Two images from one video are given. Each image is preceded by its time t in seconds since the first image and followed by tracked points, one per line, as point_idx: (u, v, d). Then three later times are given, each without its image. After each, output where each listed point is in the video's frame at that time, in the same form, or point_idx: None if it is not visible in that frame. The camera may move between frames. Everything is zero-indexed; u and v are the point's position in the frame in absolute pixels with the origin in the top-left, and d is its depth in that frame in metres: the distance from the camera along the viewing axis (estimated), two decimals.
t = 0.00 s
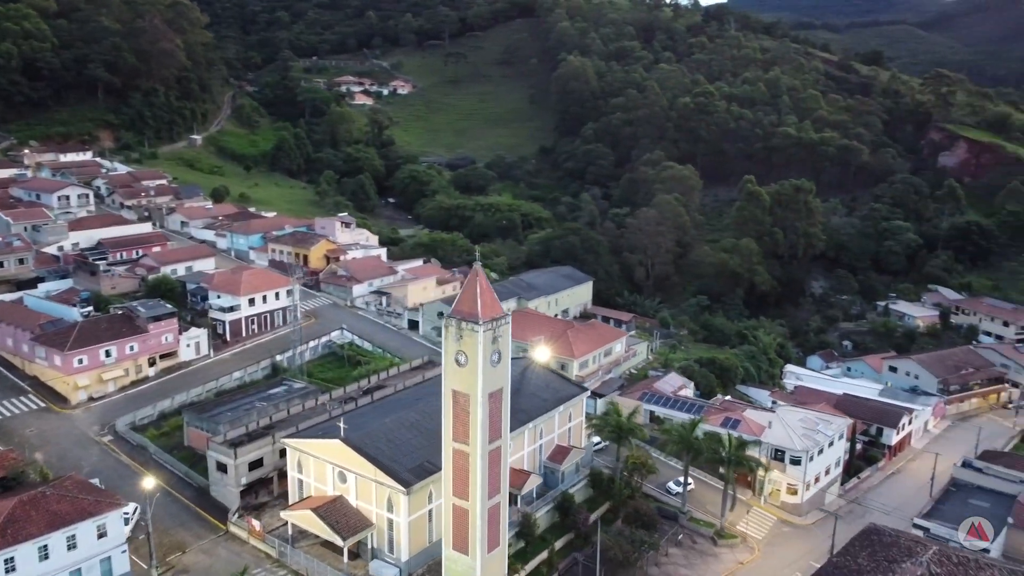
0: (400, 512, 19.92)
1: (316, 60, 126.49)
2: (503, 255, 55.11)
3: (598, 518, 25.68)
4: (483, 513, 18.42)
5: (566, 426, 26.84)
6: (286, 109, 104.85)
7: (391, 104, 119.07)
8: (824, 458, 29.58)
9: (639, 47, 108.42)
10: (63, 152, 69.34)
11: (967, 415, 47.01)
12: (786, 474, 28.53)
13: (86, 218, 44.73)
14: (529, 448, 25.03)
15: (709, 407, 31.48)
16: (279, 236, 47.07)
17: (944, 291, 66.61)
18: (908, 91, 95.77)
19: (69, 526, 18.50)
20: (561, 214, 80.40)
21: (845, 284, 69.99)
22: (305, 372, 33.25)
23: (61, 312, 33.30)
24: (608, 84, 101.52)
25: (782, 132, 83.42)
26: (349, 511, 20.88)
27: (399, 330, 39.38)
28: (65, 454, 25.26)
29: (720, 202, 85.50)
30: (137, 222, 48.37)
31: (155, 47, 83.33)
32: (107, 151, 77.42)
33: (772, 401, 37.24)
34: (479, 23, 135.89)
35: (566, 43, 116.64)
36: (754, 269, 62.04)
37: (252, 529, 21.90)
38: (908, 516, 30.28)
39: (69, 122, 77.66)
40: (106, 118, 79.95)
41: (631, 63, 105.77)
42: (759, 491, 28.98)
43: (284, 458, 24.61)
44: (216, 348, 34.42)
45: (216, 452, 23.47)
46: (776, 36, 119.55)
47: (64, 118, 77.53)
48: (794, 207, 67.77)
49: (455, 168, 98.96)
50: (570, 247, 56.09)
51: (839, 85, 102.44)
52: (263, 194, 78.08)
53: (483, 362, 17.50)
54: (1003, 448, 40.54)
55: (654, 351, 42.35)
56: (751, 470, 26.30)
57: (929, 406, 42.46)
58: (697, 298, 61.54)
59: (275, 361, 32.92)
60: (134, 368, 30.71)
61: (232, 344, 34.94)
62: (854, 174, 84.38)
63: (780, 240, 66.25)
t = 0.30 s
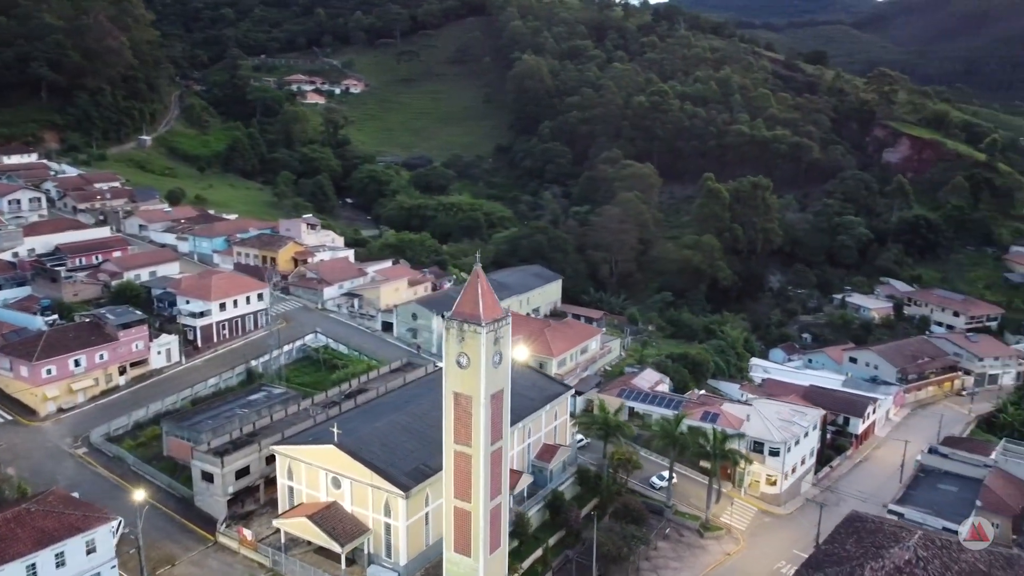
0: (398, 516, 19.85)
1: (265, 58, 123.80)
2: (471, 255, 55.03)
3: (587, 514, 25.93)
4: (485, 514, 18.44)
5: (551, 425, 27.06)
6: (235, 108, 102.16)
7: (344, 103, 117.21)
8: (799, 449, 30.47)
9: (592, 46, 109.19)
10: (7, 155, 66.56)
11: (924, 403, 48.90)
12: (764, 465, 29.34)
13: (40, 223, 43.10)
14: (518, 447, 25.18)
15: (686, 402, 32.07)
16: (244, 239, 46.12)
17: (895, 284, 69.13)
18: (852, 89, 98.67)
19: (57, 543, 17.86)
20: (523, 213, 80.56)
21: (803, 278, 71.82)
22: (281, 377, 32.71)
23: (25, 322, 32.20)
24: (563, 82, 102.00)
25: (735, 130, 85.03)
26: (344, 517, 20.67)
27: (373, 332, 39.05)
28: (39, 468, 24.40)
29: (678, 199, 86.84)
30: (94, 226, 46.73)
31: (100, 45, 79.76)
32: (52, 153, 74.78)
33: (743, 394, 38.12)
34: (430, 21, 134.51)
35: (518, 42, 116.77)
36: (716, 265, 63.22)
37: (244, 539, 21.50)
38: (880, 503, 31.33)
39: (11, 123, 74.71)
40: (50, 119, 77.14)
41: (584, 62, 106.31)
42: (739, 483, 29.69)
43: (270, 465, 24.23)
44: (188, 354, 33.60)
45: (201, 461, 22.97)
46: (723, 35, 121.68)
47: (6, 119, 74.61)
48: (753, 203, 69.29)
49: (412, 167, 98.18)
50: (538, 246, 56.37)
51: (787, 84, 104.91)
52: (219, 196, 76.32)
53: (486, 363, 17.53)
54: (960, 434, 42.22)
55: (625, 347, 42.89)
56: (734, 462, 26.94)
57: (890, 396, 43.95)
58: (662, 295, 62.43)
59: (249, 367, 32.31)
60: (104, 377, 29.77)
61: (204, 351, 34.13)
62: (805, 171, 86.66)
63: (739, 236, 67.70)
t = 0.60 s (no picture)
0: (397, 518, 19.74)
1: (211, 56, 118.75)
2: (439, 255, 54.84)
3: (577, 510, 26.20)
4: (488, 514, 18.43)
5: (538, 423, 27.27)
6: (185, 109, 99.08)
7: (296, 102, 114.37)
8: (776, 440, 31.28)
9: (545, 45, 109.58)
10: None
11: (883, 393, 50.59)
12: (744, 457, 30.07)
13: None
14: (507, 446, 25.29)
15: (665, 397, 32.59)
16: (209, 241, 45.07)
17: (850, 277, 71.30)
18: (800, 88, 101.33)
19: (47, 559, 17.32)
20: (485, 212, 80.45)
21: (763, 273, 73.60)
22: (257, 382, 32.10)
23: None
24: (519, 82, 102.02)
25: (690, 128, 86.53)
26: (340, 521, 20.46)
27: (348, 334, 38.68)
28: (13, 482, 23.53)
29: (636, 197, 87.92)
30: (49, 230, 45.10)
31: (44, 42, 76.90)
32: None
33: (715, 388, 38.87)
34: (382, 20, 132.20)
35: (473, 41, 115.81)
36: (680, 261, 64.19)
37: (235, 547, 21.11)
38: (853, 491, 32.30)
39: None
40: None
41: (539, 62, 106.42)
42: (719, 475, 30.30)
43: (258, 470, 23.83)
44: (159, 361, 32.75)
45: (187, 469, 22.46)
46: (674, 35, 123.27)
47: None
48: (712, 200, 70.59)
49: (370, 168, 96.98)
50: (506, 245, 56.47)
51: (737, 83, 106.89)
52: (173, 198, 74.38)
53: (488, 363, 17.53)
54: (920, 422, 43.79)
55: (598, 344, 43.35)
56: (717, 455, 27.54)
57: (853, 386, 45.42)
58: (627, 292, 63.20)
59: (224, 372, 31.65)
60: (74, 387, 28.84)
61: (176, 357, 33.30)
62: (759, 168, 88.71)
63: (700, 233, 68.91)
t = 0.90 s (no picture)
0: (397, 522, 19.60)
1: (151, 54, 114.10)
2: (406, 256, 54.45)
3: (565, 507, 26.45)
4: (491, 515, 18.45)
5: (523, 422, 27.43)
6: (129, 109, 95.32)
7: (245, 100, 109.87)
8: (751, 432, 32.04)
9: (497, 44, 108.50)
10: None
11: (842, 382, 52.31)
12: (722, 450, 30.78)
13: None
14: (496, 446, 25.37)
15: (643, 392, 33.07)
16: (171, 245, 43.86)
17: (804, 271, 73.37)
18: (746, 88, 104.08)
19: None
20: (445, 212, 79.93)
21: (722, 268, 75.44)
22: (231, 389, 31.43)
23: None
24: (473, 81, 100.80)
25: (645, 126, 87.85)
26: (337, 528, 20.23)
27: (320, 338, 38.17)
28: None
29: (595, 195, 88.66)
30: None
31: None
32: None
33: (686, 382, 39.54)
34: (330, 17, 126.52)
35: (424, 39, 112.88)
36: (642, 258, 65.08)
37: (228, 558, 20.69)
38: (826, 479, 33.28)
39: None
40: None
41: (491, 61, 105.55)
42: (699, 467, 30.92)
43: (244, 479, 23.40)
44: (129, 369, 31.79)
45: (173, 480, 21.90)
46: (622, 35, 124.35)
47: None
48: (671, 197, 71.95)
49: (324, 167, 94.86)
50: (473, 244, 56.40)
51: (686, 82, 108.37)
52: (124, 201, 72.02)
53: (492, 364, 17.55)
54: (878, 411, 45.45)
55: (570, 342, 43.73)
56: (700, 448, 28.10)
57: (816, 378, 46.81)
58: (592, 289, 63.83)
59: (198, 380, 30.88)
60: (42, 398, 27.82)
61: (145, 365, 32.36)
62: (711, 165, 90.53)
63: (660, 230, 70.00)
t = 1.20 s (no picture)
0: (396, 526, 19.48)
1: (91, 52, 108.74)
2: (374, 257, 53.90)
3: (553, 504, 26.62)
4: (493, 517, 18.48)
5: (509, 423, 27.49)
6: (70, 108, 90.73)
7: (192, 101, 104.35)
8: (728, 426, 32.68)
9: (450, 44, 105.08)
10: None
11: (804, 374, 53.72)
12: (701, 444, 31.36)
13: None
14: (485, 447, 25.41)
15: (621, 389, 33.46)
16: (132, 251, 42.55)
17: (761, 266, 75.04)
18: (696, 86, 106.01)
19: None
20: (407, 212, 78.96)
21: (683, 265, 76.87)
22: (207, 396, 30.69)
23: None
24: (428, 79, 98.32)
25: (602, 125, 88.69)
26: (333, 535, 19.96)
27: (293, 342, 37.61)
28: None
29: (554, 194, 89.04)
30: None
31: None
32: None
33: (658, 378, 40.09)
34: (279, 15, 121.68)
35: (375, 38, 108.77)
36: (606, 256, 65.65)
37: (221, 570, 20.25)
38: (799, 470, 34.15)
39: None
40: None
41: (444, 60, 102.58)
42: (680, 462, 31.37)
43: (231, 489, 22.94)
44: (98, 379, 30.76)
45: (159, 492, 21.35)
46: (573, 34, 124.34)
47: None
48: (633, 195, 72.79)
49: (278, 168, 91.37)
50: (440, 245, 56.26)
51: (638, 81, 109.17)
52: (73, 205, 69.16)
53: (494, 366, 17.57)
54: (841, 402, 46.83)
55: (542, 340, 44.02)
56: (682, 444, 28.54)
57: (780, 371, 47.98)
58: (557, 288, 64.19)
59: (171, 388, 30.07)
60: (9, 412, 26.74)
61: (115, 374, 31.38)
62: (666, 164, 91.95)
63: (623, 228, 70.68)
